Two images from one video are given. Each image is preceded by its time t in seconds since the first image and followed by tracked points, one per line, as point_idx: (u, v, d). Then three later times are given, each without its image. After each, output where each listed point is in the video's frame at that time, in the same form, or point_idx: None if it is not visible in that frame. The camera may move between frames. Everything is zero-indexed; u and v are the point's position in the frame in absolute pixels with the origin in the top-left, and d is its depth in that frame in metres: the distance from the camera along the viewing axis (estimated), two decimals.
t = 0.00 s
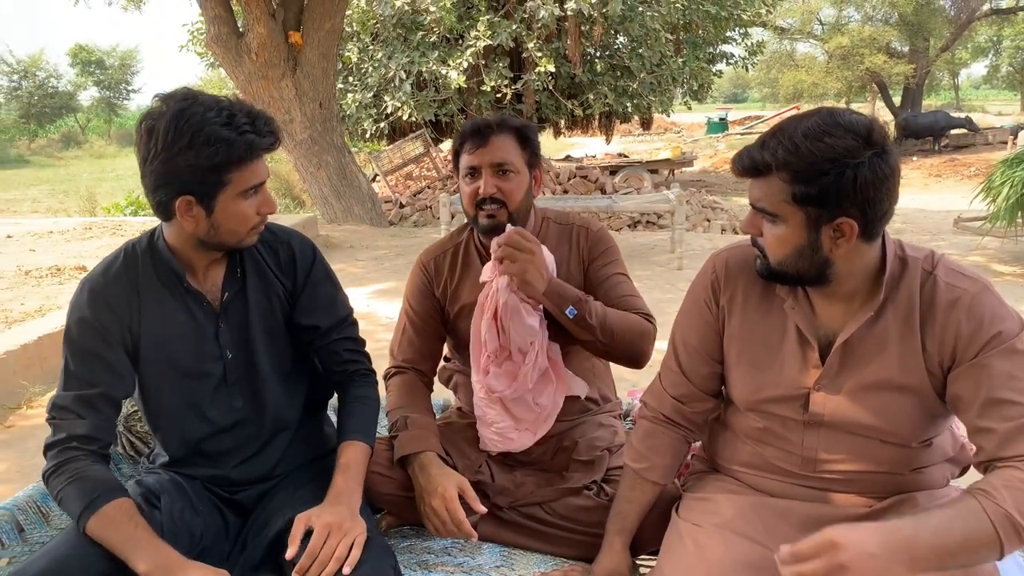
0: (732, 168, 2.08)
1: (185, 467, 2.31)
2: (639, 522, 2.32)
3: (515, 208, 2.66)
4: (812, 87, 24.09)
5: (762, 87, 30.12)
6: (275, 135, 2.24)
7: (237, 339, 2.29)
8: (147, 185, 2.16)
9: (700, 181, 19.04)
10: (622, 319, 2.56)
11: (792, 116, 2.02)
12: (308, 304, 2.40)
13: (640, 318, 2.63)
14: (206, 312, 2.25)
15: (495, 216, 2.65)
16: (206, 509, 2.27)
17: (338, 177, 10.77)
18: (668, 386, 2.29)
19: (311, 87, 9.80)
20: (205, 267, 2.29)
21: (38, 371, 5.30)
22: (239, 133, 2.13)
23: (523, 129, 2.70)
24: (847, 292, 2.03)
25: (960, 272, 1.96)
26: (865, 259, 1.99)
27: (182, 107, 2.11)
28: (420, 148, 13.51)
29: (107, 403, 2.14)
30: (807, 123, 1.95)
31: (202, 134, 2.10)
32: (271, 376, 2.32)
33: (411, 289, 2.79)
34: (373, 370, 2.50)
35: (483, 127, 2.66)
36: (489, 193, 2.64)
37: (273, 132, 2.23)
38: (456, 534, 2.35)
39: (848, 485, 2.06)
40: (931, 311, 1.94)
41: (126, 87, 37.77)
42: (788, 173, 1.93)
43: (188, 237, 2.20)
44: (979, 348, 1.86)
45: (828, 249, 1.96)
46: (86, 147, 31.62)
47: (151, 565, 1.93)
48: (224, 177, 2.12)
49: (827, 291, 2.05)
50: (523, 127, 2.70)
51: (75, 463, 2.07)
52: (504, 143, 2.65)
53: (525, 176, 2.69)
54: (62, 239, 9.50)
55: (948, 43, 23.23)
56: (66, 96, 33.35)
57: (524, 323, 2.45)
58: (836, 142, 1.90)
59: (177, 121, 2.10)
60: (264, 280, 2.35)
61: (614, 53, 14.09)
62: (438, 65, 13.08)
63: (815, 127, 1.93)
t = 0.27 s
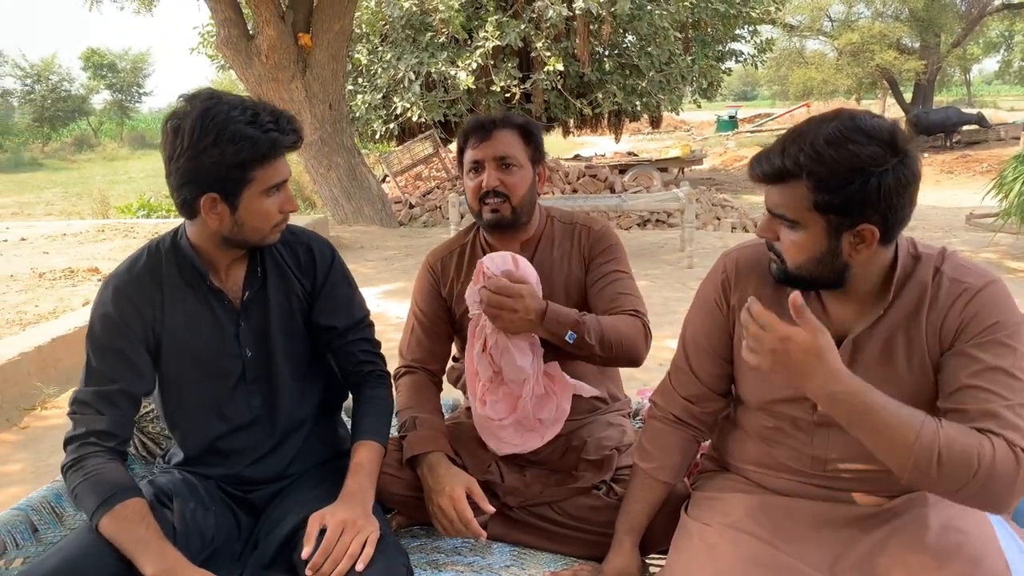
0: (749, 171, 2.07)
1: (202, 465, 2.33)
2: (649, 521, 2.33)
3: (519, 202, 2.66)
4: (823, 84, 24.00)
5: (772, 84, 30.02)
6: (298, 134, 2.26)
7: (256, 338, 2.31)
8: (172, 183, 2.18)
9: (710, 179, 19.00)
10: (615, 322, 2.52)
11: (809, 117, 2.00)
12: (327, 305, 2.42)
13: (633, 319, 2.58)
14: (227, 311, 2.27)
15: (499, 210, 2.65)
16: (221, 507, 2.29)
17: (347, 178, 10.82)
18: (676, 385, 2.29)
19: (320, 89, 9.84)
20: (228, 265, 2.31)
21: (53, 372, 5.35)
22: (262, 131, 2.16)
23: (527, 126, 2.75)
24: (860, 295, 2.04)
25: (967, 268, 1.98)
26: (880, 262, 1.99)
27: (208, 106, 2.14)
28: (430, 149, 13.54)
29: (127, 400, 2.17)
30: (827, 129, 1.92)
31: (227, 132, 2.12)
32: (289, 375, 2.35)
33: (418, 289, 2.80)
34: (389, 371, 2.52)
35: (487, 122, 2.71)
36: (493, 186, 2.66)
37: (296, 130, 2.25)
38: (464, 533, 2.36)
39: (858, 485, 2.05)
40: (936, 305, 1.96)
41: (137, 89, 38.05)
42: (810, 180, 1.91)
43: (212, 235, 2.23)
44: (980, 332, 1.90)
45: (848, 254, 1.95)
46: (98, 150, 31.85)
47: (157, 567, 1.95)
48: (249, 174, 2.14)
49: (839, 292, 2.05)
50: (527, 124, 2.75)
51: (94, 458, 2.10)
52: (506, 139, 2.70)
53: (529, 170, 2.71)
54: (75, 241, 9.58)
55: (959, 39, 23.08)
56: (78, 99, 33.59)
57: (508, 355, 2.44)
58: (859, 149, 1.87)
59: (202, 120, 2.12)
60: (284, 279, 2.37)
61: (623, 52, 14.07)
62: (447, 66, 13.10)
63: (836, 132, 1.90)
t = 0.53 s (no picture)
0: (755, 172, 2.04)
1: (210, 464, 2.33)
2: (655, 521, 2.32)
3: (519, 199, 2.64)
4: (833, 80, 23.86)
5: (782, 81, 29.84)
6: (312, 133, 2.25)
7: (267, 338, 2.31)
8: (186, 181, 2.18)
9: (719, 177, 18.91)
10: (611, 322, 2.50)
11: (815, 118, 1.98)
12: (338, 305, 2.41)
13: (630, 319, 2.55)
14: (238, 310, 2.27)
15: (498, 207, 2.63)
16: (228, 506, 2.28)
17: (355, 177, 10.82)
18: (681, 384, 2.28)
19: (328, 88, 9.84)
20: (240, 263, 2.30)
21: (61, 372, 5.37)
22: (278, 130, 2.15)
23: (527, 124, 2.74)
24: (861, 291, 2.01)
25: (970, 260, 1.97)
26: (888, 260, 1.96)
27: (224, 105, 2.14)
28: (437, 147, 13.53)
29: (136, 398, 2.17)
30: (833, 129, 1.90)
31: (242, 130, 2.11)
32: (298, 375, 2.34)
33: (422, 291, 2.80)
34: (396, 372, 2.51)
35: (486, 120, 2.71)
36: (492, 184, 2.64)
37: (310, 129, 2.25)
38: (471, 534, 2.35)
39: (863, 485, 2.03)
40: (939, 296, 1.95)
41: (146, 89, 38.26)
42: (817, 181, 1.88)
43: (225, 233, 2.22)
44: (980, 321, 1.90)
45: (855, 255, 1.93)
46: (108, 150, 31.97)
47: (160, 568, 1.94)
48: (264, 173, 2.14)
49: (845, 292, 2.03)
50: (526, 123, 2.74)
51: (102, 456, 2.09)
52: (505, 136, 2.69)
53: (529, 168, 2.70)
54: (84, 241, 9.62)
55: (970, 35, 22.90)
56: (88, 99, 33.72)
57: (503, 368, 2.39)
58: (866, 150, 1.85)
59: (218, 118, 2.12)
60: (296, 279, 2.37)
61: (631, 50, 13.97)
62: (455, 64, 13.09)
63: (842, 133, 1.88)
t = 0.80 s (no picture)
0: (753, 172, 2.05)
1: (217, 460, 2.34)
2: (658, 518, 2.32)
3: (518, 199, 2.65)
4: (842, 77, 23.77)
5: (790, 78, 29.73)
6: (319, 132, 2.26)
7: (275, 336, 2.32)
8: (195, 180, 2.19)
9: (728, 175, 18.86)
10: (611, 322, 2.51)
11: (813, 117, 1.98)
12: (345, 304, 2.43)
13: (630, 317, 2.56)
14: (246, 309, 2.29)
15: (497, 207, 2.64)
16: (234, 502, 2.30)
17: (363, 176, 10.85)
18: (684, 382, 2.28)
19: (336, 87, 9.87)
20: (248, 262, 2.32)
21: (70, 370, 5.40)
22: (285, 130, 2.16)
23: (525, 123, 2.74)
24: (863, 288, 2.01)
25: (973, 257, 1.97)
26: (889, 257, 1.96)
27: (232, 104, 2.15)
28: (445, 146, 13.55)
29: (144, 394, 2.18)
30: (828, 128, 1.90)
31: (250, 130, 2.13)
32: (305, 373, 2.35)
33: (423, 290, 2.82)
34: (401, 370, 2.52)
35: (484, 120, 2.71)
36: (491, 184, 2.65)
37: (317, 128, 2.26)
38: (475, 531, 2.36)
39: (867, 482, 2.03)
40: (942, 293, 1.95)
41: (156, 89, 38.48)
42: (811, 179, 1.88)
43: (234, 232, 2.23)
44: (984, 318, 1.90)
45: (853, 252, 1.92)
46: (118, 150, 32.14)
47: (163, 564, 1.95)
48: (271, 172, 2.15)
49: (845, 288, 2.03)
50: (524, 122, 2.74)
51: (110, 452, 2.12)
52: (503, 136, 2.70)
53: (527, 168, 2.70)
54: (94, 241, 9.68)
55: (981, 31, 22.77)
56: (98, 99, 33.91)
57: (507, 373, 2.39)
58: (860, 148, 1.85)
59: (226, 118, 2.14)
60: (303, 278, 2.38)
61: (639, 47, 13.95)
62: (462, 63, 13.11)
63: (837, 131, 1.88)
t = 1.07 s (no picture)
0: (760, 168, 2.04)
1: (223, 457, 2.35)
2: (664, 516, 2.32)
3: (521, 199, 2.63)
4: (849, 74, 23.68)
5: (797, 75, 29.63)
6: (323, 128, 2.26)
7: (281, 333, 2.32)
8: (201, 178, 2.20)
9: (734, 172, 18.81)
10: (616, 319, 2.49)
11: (821, 112, 1.97)
12: (351, 302, 2.42)
13: (635, 314, 2.55)
14: (253, 306, 2.29)
15: (500, 207, 2.62)
16: (240, 499, 2.30)
17: (368, 174, 10.85)
18: (690, 380, 2.27)
19: (341, 85, 9.87)
20: (255, 259, 2.32)
21: (78, 368, 5.42)
22: (289, 126, 2.16)
23: (527, 121, 2.71)
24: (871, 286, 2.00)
25: (982, 255, 1.96)
26: (896, 255, 1.95)
27: (235, 101, 2.15)
28: (451, 144, 13.55)
29: (151, 391, 2.19)
30: (837, 123, 1.89)
31: (254, 126, 2.13)
32: (311, 371, 2.35)
33: (428, 287, 2.81)
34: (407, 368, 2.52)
35: (485, 120, 2.68)
36: (493, 186, 2.63)
37: (321, 124, 2.26)
38: (481, 528, 2.35)
39: (873, 481, 2.02)
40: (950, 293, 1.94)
41: (162, 88, 38.61)
42: (819, 175, 1.87)
43: (241, 229, 2.23)
44: (993, 319, 1.88)
45: (861, 249, 1.91)
46: (125, 148, 32.22)
47: (170, 560, 1.96)
48: (275, 169, 2.15)
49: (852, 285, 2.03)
50: (526, 120, 2.71)
51: (117, 448, 2.12)
52: (506, 135, 2.67)
53: (530, 167, 2.68)
54: (101, 239, 9.71)
55: (990, 28, 22.65)
56: (105, 98, 34.01)
57: (511, 371, 2.39)
58: (868, 144, 1.84)
59: (230, 115, 2.13)
60: (310, 276, 2.38)
61: (646, 45, 13.94)
62: (468, 61, 13.10)
63: (845, 127, 1.87)
